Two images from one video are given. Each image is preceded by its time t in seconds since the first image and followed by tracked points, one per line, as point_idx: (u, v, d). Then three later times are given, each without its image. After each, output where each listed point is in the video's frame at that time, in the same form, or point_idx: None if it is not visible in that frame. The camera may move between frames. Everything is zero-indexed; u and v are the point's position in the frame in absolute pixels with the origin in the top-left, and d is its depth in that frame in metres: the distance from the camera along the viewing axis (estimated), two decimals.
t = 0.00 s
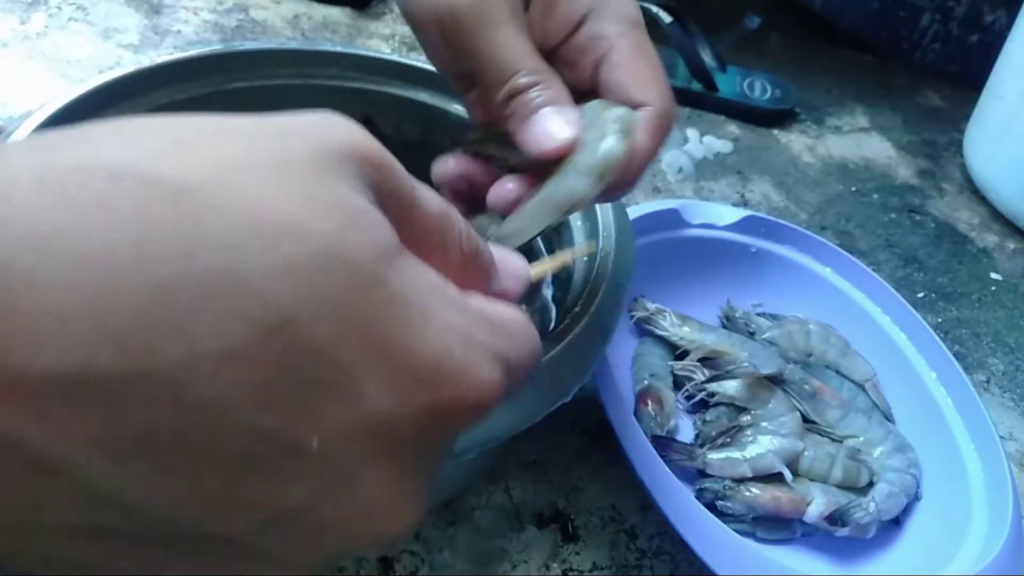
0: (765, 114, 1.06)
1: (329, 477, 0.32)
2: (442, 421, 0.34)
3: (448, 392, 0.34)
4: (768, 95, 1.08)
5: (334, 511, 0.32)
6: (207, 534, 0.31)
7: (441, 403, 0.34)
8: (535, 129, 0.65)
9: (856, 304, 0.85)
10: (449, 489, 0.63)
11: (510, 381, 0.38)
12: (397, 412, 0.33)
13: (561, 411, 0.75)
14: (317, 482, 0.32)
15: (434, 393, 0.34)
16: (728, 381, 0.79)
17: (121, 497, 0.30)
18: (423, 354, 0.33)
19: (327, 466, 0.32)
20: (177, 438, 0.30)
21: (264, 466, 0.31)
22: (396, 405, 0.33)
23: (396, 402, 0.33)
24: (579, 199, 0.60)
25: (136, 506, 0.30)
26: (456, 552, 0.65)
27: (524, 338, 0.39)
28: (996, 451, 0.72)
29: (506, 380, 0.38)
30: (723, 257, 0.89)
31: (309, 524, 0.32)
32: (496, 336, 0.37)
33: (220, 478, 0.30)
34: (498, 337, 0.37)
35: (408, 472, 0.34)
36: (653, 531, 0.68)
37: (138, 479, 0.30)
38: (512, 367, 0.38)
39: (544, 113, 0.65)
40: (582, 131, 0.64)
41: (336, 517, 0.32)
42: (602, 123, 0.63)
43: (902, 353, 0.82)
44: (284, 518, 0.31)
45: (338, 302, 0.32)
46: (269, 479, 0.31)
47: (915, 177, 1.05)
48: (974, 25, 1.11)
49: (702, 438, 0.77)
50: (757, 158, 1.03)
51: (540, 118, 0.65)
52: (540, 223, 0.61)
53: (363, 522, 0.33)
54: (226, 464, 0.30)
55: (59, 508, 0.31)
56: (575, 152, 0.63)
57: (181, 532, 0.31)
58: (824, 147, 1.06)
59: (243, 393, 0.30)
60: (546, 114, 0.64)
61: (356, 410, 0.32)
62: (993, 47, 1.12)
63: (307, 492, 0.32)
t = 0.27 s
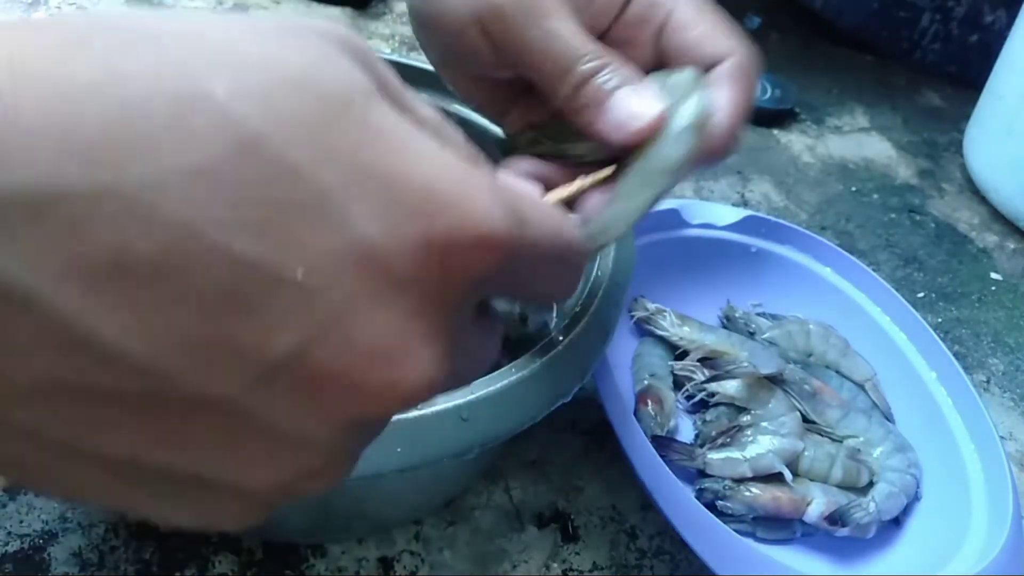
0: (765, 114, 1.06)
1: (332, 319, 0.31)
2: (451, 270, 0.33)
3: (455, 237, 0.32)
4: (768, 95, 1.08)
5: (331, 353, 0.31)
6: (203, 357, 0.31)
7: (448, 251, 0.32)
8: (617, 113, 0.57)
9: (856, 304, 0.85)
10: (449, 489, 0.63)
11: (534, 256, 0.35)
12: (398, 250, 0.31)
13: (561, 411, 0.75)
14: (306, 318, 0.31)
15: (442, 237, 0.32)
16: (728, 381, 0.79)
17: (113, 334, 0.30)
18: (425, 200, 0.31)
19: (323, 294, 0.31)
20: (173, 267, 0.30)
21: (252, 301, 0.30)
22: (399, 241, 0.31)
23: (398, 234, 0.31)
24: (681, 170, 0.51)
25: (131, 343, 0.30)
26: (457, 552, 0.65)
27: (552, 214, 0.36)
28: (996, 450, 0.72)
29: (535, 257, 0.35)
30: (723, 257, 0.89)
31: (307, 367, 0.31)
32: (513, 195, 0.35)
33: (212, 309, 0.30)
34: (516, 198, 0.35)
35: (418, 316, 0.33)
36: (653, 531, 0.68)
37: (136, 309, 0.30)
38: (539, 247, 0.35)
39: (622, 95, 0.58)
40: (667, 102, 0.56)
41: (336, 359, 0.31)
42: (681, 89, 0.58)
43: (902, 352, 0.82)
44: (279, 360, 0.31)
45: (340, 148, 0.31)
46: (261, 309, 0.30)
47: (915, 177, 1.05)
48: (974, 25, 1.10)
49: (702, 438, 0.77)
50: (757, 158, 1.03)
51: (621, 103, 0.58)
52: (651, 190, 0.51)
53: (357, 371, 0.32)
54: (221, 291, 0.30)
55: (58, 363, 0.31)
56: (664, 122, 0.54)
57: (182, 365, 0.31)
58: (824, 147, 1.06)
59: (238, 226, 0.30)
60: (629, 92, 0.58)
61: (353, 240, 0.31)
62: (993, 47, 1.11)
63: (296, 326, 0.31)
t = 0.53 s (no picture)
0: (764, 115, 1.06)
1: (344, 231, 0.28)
2: (484, 185, 0.29)
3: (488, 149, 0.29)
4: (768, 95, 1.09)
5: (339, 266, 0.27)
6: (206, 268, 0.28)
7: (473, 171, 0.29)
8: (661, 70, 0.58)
9: (856, 304, 0.85)
10: (449, 490, 0.63)
11: (566, 183, 0.32)
12: (416, 159, 0.28)
13: (561, 411, 0.75)
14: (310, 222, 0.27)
15: (470, 145, 0.29)
16: (728, 381, 0.79)
17: (115, 243, 0.28)
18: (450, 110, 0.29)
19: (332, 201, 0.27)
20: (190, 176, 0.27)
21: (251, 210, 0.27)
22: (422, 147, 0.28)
23: (418, 131, 0.28)
24: (708, 133, 0.54)
25: (134, 253, 0.28)
26: (457, 552, 0.66)
27: (591, 143, 0.34)
28: (996, 450, 0.72)
29: (568, 183, 0.33)
30: (723, 258, 0.89)
31: (313, 281, 0.28)
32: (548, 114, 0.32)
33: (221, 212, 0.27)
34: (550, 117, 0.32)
35: (446, 224, 0.29)
36: (653, 531, 0.68)
37: (140, 208, 0.28)
38: (572, 168, 0.32)
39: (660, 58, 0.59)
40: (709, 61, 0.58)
41: (348, 271, 0.28)
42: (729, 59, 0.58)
43: (902, 352, 0.82)
44: (287, 270, 0.28)
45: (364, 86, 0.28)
46: (267, 218, 0.27)
47: (915, 177, 1.05)
48: (974, 25, 1.10)
49: (701, 438, 0.77)
50: (757, 158, 1.03)
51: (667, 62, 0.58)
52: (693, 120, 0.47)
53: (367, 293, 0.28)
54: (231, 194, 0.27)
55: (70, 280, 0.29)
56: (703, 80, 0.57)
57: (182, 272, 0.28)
58: (824, 147, 1.06)
59: (245, 130, 0.27)
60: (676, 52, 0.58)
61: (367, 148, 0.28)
62: (993, 46, 1.11)
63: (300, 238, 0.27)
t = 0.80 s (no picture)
0: (765, 115, 1.06)
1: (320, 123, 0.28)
2: (459, 82, 0.29)
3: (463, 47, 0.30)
4: (769, 95, 1.09)
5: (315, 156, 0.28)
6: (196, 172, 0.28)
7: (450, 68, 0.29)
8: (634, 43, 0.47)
9: (856, 304, 0.85)
10: (449, 490, 0.63)
11: (550, 94, 0.32)
12: (394, 52, 0.29)
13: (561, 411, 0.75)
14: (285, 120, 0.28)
15: (446, 43, 0.29)
16: (728, 381, 0.79)
17: (94, 148, 0.28)
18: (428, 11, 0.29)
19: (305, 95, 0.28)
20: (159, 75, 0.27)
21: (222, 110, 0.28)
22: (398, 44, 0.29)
23: (393, 29, 0.29)
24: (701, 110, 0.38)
25: (112, 156, 0.28)
26: (457, 552, 0.66)
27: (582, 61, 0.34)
28: (997, 450, 0.72)
29: (554, 93, 0.32)
30: (723, 258, 0.89)
31: (289, 181, 0.28)
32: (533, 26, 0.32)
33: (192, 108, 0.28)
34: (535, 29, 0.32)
35: (425, 129, 0.29)
36: (653, 531, 0.68)
37: (122, 117, 0.28)
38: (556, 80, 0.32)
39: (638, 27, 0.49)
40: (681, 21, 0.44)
41: (323, 172, 0.28)
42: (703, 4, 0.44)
43: (902, 353, 0.82)
44: (265, 168, 0.28)
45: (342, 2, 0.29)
46: (249, 118, 0.28)
47: (915, 177, 1.05)
48: (974, 25, 1.10)
49: (701, 438, 0.77)
50: (757, 158, 1.03)
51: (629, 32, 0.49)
52: (684, 122, 0.38)
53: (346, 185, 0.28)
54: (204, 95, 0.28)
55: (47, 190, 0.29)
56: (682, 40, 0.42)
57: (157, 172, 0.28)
58: (824, 147, 1.06)
59: (218, 31, 0.28)
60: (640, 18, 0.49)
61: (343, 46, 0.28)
62: (993, 46, 1.11)
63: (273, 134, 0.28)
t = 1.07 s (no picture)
0: (765, 115, 1.06)
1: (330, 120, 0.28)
2: (470, 74, 0.30)
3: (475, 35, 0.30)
4: (769, 95, 1.09)
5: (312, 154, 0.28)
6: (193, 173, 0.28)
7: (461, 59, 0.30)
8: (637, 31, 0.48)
9: (856, 304, 0.85)
10: (448, 490, 0.63)
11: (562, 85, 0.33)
12: (398, 48, 0.29)
13: (561, 411, 0.75)
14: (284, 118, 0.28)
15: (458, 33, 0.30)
16: (728, 381, 0.79)
17: (94, 147, 0.29)
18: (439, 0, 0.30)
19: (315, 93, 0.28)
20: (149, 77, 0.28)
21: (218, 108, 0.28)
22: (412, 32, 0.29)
23: (397, 19, 0.29)
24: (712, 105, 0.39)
25: (111, 157, 0.29)
26: (457, 552, 0.66)
27: (591, 52, 0.34)
28: (996, 450, 0.72)
29: (565, 81, 0.33)
30: (723, 258, 0.89)
31: (287, 183, 0.28)
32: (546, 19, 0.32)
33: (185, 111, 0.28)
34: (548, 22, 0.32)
35: (429, 132, 0.29)
36: (653, 531, 0.67)
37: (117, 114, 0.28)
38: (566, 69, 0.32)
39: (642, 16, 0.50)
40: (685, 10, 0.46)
41: (324, 175, 0.28)
42: None
43: (902, 353, 0.82)
44: (266, 171, 0.28)
45: None
46: (243, 113, 0.28)
47: (915, 177, 1.05)
48: (974, 25, 1.10)
49: (701, 438, 0.77)
50: (757, 158, 1.03)
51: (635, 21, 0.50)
52: (694, 121, 0.39)
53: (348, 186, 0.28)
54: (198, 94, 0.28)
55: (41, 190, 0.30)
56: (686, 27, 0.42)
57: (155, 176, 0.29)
58: (824, 147, 1.06)
59: (215, 27, 0.28)
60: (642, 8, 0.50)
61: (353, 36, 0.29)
62: (993, 47, 1.11)
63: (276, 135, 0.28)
